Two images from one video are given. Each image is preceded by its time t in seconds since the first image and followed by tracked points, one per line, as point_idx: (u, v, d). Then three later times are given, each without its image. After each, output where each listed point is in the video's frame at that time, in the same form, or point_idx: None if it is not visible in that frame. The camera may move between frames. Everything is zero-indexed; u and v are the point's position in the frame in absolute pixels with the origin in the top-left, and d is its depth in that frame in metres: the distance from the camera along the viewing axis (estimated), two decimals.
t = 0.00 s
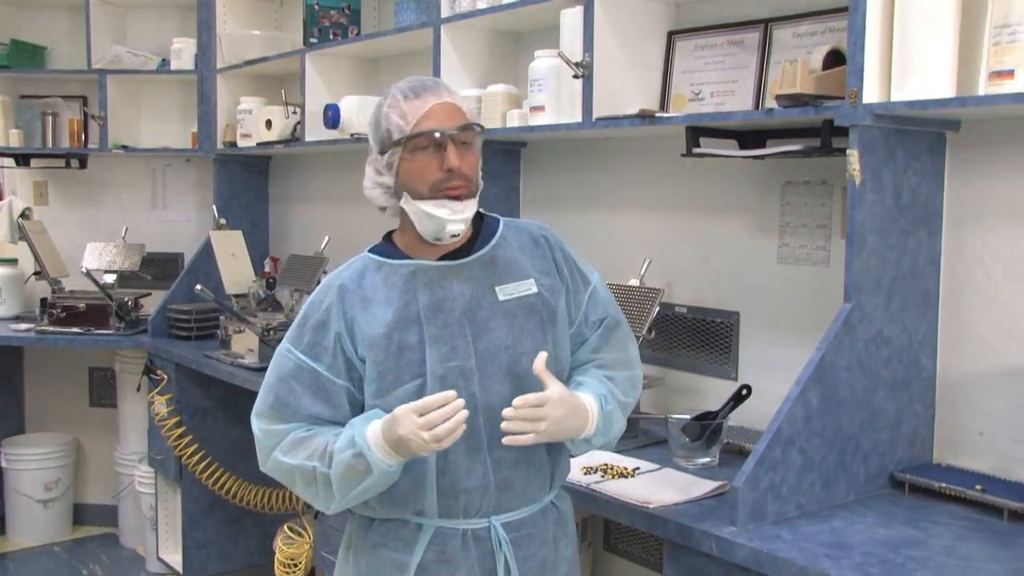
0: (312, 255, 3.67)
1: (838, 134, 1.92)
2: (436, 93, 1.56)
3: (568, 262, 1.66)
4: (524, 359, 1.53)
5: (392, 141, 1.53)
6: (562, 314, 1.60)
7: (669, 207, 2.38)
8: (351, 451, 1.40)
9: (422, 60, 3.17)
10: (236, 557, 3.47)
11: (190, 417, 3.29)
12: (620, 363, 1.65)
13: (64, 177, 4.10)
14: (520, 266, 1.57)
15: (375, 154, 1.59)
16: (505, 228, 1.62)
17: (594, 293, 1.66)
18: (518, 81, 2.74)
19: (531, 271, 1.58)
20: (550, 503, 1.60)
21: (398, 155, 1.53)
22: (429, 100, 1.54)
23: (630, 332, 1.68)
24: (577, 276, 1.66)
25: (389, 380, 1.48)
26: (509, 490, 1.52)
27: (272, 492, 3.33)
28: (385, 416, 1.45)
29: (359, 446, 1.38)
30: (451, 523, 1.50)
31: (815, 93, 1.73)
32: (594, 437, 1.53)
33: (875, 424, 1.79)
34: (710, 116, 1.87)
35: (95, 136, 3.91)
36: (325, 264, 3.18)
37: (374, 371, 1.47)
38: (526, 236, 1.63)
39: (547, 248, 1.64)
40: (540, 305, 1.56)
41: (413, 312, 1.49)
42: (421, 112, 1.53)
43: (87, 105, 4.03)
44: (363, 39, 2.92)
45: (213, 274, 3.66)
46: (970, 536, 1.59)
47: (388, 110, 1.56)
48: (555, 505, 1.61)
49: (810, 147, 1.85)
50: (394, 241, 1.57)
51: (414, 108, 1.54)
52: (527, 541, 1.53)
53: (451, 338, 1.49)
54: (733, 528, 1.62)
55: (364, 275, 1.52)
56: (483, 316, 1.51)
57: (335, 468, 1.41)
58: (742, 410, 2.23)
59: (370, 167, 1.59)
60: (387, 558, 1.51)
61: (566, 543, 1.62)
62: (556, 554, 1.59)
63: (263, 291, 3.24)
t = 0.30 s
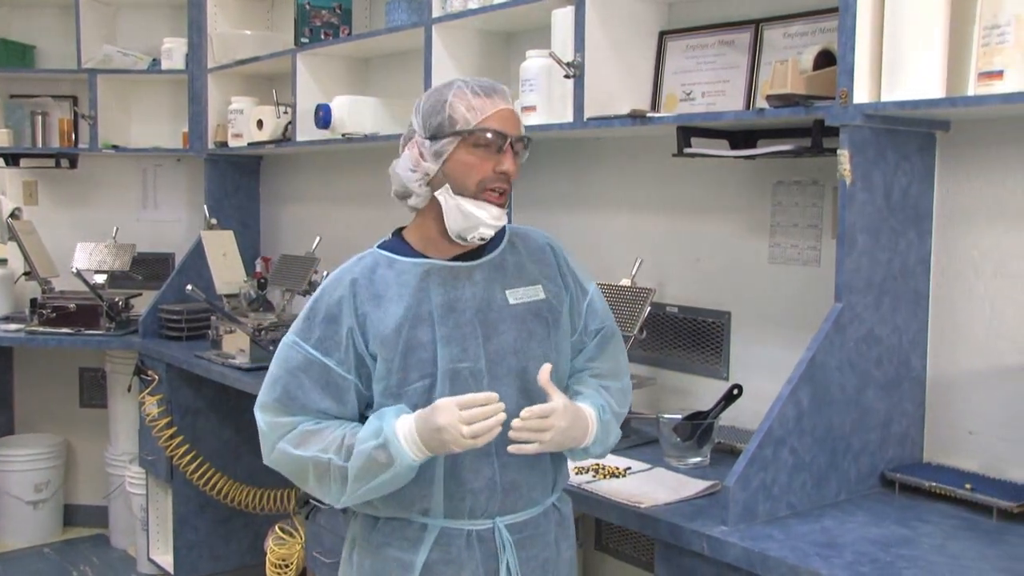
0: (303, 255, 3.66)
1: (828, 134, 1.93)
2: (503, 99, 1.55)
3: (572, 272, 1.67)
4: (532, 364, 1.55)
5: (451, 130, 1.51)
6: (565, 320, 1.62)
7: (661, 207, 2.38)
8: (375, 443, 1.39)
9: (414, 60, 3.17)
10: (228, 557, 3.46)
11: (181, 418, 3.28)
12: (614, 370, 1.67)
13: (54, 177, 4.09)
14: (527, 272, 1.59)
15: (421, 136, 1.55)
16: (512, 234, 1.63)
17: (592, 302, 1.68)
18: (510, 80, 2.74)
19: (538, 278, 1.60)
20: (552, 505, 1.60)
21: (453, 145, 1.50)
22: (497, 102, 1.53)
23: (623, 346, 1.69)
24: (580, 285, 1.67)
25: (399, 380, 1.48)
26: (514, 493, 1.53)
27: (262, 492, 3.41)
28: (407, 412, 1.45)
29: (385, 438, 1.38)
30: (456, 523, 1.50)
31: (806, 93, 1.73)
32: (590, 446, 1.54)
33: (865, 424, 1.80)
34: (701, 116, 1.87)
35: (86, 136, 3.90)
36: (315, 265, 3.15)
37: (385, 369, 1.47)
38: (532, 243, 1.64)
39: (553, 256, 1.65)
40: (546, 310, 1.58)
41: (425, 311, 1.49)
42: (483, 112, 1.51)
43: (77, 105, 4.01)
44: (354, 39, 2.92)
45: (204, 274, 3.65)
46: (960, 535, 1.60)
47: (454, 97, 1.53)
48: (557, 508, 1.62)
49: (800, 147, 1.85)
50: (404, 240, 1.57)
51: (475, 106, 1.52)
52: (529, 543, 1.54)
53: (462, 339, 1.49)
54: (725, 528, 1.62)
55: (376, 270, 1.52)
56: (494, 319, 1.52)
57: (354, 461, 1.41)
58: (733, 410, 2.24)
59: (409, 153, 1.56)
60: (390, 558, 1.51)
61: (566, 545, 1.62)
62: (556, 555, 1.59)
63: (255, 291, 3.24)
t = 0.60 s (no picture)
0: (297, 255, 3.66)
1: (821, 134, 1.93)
2: (523, 107, 1.55)
3: (570, 276, 1.68)
4: (532, 365, 1.55)
5: (470, 133, 1.50)
6: (561, 323, 1.62)
7: (654, 207, 2.38)
8: (376, 445, 1.39)
9: (407, 60, 3.17)
10: (221, 558, 3.45)
11: (174, 418, 3.27)
12: (604, 375, 1.69)
13: (46, 176, 4.07)
14: (526, 274, 1.59)
15: (438, 136, 1.53)
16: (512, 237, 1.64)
17: (585, 308, 1.69)
18: (504, 80, 2.74)
19: (537, 281, 1.60)
20: (548, 505, 1.60)
21: (471, 148, 1.50)
22: (518, 109, 1.53)
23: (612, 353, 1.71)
24: (575, 289, 1.68)
25: (399, 379, 1.48)
26: (510, 493, 1.53)
27: (257, 493, 3.40)
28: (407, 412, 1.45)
29: (387, 440, 1.38)
30: (452, 523, 1.50)
31: (799, 93, 1.73)
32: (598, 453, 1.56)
33: (858, 424, 1.80)
34: (694, 116, 1.88)
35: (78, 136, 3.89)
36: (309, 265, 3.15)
37: (386, 367, 1.47)
38: (531, 246, 1.64)
39: (551, 260, 1.66)
40: (544, 312, 1.58)
41: (427, 309, 1.49)
42: (504, 120, 1.51)
43: (70, 104, 3.99)
44: (347, 39, 2.91)
45: (197, 274, 3.65)
46: (952, 534, 1.60)
47: (475, 101, 1.52)
48: (552, 508, 1.62)
49: (793, 147, 1.86)
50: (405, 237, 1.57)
51: (497, 113, 1.51)
52: (525, 543, 1.54)
53: (464, 339, 1.49)
54: (718, 528, 1.63)
55: (378, 268, 1.52)
56: (495, 320, 1.53)
57: (355, 461, 1.41)
58: (727, 410, 2.24)
59: (423, 153, 1.54)
60: (386, 559, 1.50)
61: (562, 546, 1.62)
62: (551, 556, 1.59)
63: (248, 291, 3.25)
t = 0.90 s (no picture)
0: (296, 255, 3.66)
1: (820, 133, 1.93)
2: (520, 106, 1.55)
3: (570, 277, 1.68)
4: (532, 366, 1.55)
5: (466, 132, 1.50)
6: (561, 325, 1.62)
7: (653, 207, 2.38)
8: (365, 458, 1.39)
9: (407, 60, 3.17)
10: (220, 558, 3.45)
11: (173, 418, 3.27)
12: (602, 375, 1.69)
13: (45, 176, 4.07)
14: (526, 276, 1.59)
15: (434, 136, 1.54)
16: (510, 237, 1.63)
17: (584, 309, 1.69)
18: (503, 80, 2.74)
19: (537, 282, 1.60)
20: (547, 507, 1.60)
21: (468, 148, 1.50)
22: (514, 108, 1.53)
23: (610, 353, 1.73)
24: (575, 290, 1.68)
25: (399, 380, 1.48)
26: (509, 495, 1.53)
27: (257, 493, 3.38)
28: (396, 423, 1.44)
29: (375, 455, 1.37)
30: (452, 525, 1.50)
31: (797, 93, 1.74)
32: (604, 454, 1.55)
33: (857, 424, 1.80)
34: (693, 116, 1.88)
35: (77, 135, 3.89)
36: (308, 264, 3.15)
37: (385, 369, 1.48)
38: (530, 247, 1.64)
39: (551, 262, 1.65)
40: (543, 313, 1.58)
41: (427, 311, 1.49)
42: (500, 118, 1.51)
43: (69, 104, 3.99)
44: (346, 39, 2.92)
45: (196, 274, 3.65)
46: (952, 534, 1.60)
47: (471, 100, 1.52)
48: (552, 509, 1.62)
49: (792, 147, 1.86)
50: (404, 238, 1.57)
51: (493, 112, 1.51)
52: (525, 545, 1.54)
53: (464, 340, 1.49)
54: (717, 528, 1.63)
55: (376, 270, 1.52)
56: (495, 322, 1.53)
57: (345, 471, 1.41)
58: (726, 410, 2.24)
59: (419, 153, 1.54)
60: (385, 562, 1.50)
61: (562, 547, 1.62)
62: (552, 558, 1.59)
63: (247, 291, 3.26)
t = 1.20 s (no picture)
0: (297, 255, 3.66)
1: (821, 134, 1.93)
2: (509, 101, 1.55)
3: (569, 277, 1.67)
4: (533, 367, 1.55)
5: (456, 130, 1.51)
6: (562, 324, 1.62)
7: (653, 207, 2.38)
8: (366, 469, 1.39)
9: (407, 60, 3.17)
10: (221, 558, 3.45)
11: (174, 418, 3.27)
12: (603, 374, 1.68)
13: (46, 177, 4.07)
14: (525, 276, 1.59)
15: (426, 135, 1.55)
16: (509, 237, 1.63)
17: (585, 308, 1.69)
18: (503, 80, 2.74)
19: (536, 282, 1.60)
20: (549, 508, 1.60)
21: (458, 145, 1.50)
22: (504, 103, 1.54)
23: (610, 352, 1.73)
24: (576, 290, 1.68)
25: (399, 382, 1.48)
26: (512, 497, 1.53)
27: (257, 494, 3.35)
28: (397, 433, 1.44)
29: (375, 467, 1.37)
30: (455, 529, 1.50)
31: (798, 93, 1.74)
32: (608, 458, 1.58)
33: (858, 424, 1.80)
34: (694, 116, 1.88)
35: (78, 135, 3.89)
36: (308, 265, 3.15)
37: (385, 373, 1.47)
38: (529, 246, 1.64)
39: (550, 261, 1.65)
40: (543, 313, 1.58)
41: (426, 314, 1.49)
42: (491, 115, 1.51)
43: (70, 105, 4.00)
44: (347, 39, 2.92)
45: (197, 274, 3.65)
46: (952, 534, 1.60)
47: (460, 98, 1.53)
48: (554, 510, 1.62)
49: (793, 147, 1.86)
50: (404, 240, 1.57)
51: (483, 108, 1.51)
52: (527, 547, 1.54)
53: (464, 342, 1.49)
54: (718, 528, 1.63)
55: (375, 272, 1.52)
56: (495, 323, 1.53)
57: (346, 482, 1.41)
58: (726, 410, 2.24)
59: (412, 152, 1.56)
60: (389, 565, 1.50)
61: (564, 548, 1.62)
62: (554, 559, 1.59)
63: (247, 291, 3.26)
